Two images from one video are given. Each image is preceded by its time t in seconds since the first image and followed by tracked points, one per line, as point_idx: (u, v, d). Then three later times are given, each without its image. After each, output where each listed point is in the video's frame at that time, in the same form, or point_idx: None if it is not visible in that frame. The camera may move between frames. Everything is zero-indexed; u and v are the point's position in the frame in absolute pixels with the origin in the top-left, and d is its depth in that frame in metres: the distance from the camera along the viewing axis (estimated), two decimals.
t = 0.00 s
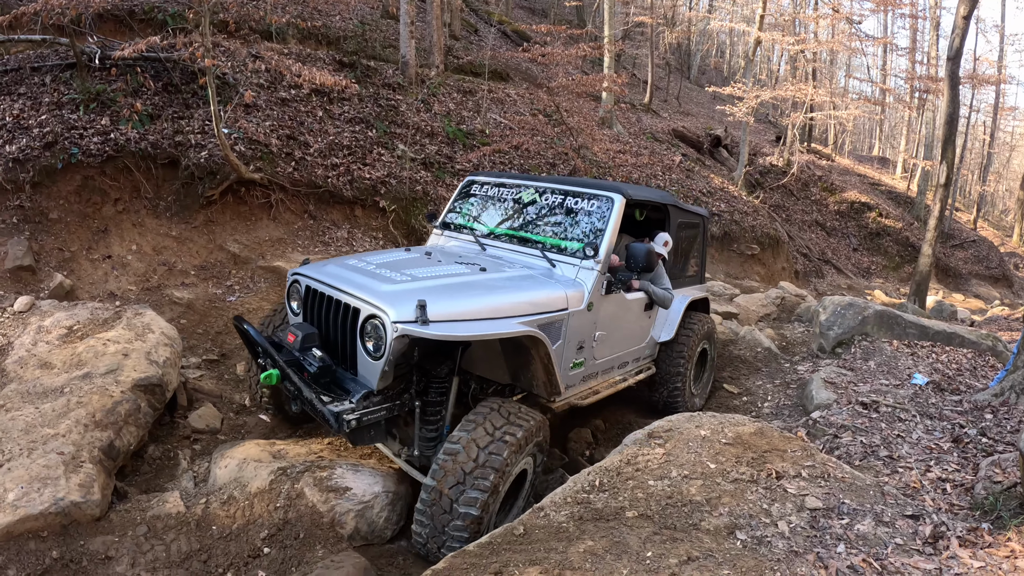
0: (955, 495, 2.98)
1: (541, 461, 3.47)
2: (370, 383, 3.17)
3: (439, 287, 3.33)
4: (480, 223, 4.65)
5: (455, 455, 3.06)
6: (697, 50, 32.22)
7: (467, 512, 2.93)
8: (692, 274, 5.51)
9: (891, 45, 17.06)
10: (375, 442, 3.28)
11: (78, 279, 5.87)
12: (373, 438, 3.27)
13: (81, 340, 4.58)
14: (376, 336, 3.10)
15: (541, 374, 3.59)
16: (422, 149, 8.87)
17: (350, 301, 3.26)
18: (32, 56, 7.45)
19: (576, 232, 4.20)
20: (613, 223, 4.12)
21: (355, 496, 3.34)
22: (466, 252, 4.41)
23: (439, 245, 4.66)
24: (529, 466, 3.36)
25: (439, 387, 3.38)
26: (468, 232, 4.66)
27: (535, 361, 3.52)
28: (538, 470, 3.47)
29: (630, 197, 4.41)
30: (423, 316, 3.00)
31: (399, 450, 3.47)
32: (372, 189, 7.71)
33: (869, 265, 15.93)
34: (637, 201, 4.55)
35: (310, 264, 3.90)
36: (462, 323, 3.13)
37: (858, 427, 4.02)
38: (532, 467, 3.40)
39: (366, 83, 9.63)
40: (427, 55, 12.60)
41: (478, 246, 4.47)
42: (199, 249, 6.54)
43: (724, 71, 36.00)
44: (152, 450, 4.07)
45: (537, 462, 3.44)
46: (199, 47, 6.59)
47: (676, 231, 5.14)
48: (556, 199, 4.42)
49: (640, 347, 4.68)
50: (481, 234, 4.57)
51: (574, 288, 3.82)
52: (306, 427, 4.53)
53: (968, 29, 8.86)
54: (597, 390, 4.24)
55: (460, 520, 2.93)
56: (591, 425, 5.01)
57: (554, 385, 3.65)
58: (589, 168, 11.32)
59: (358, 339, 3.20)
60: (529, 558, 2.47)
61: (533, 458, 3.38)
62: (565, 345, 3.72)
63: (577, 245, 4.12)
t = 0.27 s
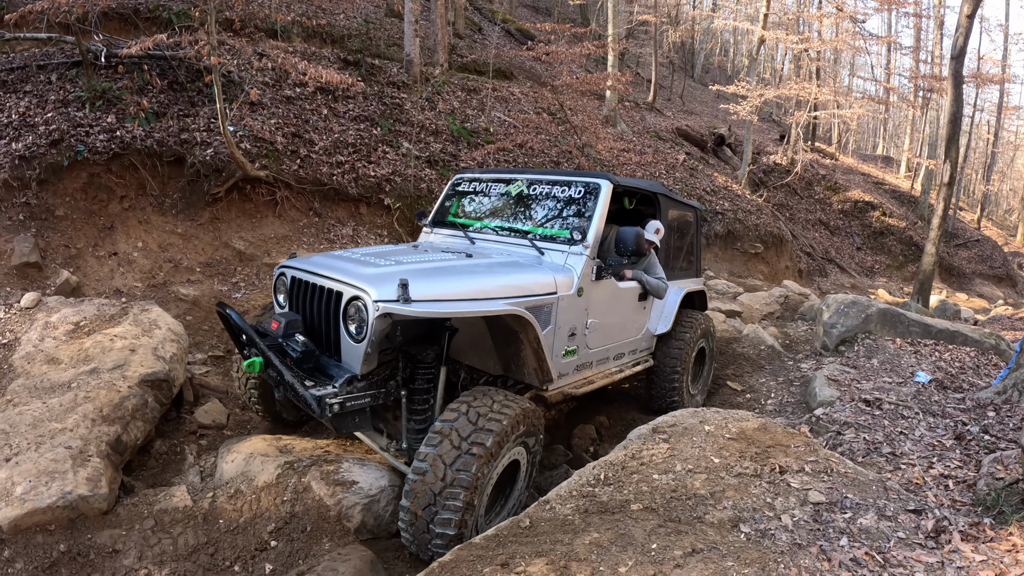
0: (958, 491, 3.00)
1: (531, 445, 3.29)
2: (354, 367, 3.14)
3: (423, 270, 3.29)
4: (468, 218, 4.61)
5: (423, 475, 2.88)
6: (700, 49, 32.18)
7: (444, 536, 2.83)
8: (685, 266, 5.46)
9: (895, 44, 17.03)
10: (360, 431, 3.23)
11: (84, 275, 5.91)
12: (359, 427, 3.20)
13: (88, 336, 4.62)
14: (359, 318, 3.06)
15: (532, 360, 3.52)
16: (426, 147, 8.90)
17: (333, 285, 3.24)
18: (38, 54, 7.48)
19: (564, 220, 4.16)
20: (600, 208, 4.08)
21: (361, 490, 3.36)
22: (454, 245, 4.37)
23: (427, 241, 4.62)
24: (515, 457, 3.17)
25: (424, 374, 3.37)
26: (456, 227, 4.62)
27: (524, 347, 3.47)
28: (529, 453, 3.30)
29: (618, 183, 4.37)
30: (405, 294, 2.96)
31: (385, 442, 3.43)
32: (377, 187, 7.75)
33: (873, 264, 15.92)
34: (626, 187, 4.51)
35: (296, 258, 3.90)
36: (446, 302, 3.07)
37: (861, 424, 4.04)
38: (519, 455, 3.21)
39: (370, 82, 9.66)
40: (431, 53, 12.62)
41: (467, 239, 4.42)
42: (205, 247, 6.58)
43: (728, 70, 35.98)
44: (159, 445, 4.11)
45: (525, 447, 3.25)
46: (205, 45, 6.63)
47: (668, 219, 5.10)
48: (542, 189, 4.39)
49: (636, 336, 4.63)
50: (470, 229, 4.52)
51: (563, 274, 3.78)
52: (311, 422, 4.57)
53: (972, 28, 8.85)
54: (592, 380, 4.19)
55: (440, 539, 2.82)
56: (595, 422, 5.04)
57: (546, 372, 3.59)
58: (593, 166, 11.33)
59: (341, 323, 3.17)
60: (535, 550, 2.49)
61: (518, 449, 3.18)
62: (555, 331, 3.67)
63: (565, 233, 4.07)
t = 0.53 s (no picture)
0: (959, 490, 3.01)
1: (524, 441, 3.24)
2: (352, 361, 3.16)
3: (421, 265, 3.30)
4: (466, 216, 4.63)
5: (410, 483, 2.88)
6: (704, 47, 32.13)
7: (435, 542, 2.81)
8: (685, 263, 5.45)
9: (899, 44, 16.99)
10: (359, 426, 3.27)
11: (89, 273, 5.94)
12: (358, 421, 3.26)
13: (93, 333, 4.66)
14: (357, 312, 3.07)
15: (531, 354, 3.54)
16: (430, 146, 8.93)
17: (331, 280, 3.26)
18: (43, 52, 7.52)
19: (561, 215, 4.17)
20: (598, 203, 4.08)
21: (366, 486, 3.41)
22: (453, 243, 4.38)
23: (426, 239, 4.63)
24: (507, 455, 3.14)
25: (423, 366, 3.34)
26: (455, 226, 4.64)
27: (523, 342, 3.49)
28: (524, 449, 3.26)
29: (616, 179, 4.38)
30: (403, 287, 2.96)
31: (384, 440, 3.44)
32: (381, 185, 7.78)
33: (876, 263, 15.89)
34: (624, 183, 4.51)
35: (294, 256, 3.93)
36: (443, 295, 3.07)
37: (863, 423, 4.05)
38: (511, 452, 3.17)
39: (374, 81, 9.69)
40: (434, 52, 12.64)
41: (465, 237, 4.43)
42: (209, 245, 6.62)
43: (732, 69, 35.96)
44: (164, 441, 4.14)
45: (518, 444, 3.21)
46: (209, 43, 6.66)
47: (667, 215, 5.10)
48: (540, 185, 4.39)
49: (636, 333, 4.65)
50: (469, 227, 4.53)
51: (562, 269, 3.79)
52: (315, 420, 4.60)
53: (975, 27, 8.83)
54: (592, 375, 4.21)
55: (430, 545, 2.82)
56: (598, 420, 5.07)
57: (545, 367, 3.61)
58: (596, 165, 11.33)
59: (339, 317, 3.18)
60: (537, 545, 2.52)
61: (510, 447, 3.14)
62: (554, 325, 3.69)
63: (563, 228, 4.08)
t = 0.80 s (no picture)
0: (957, 490, 3.01)
1: (510, 439, 3.17)
2: (345, 352, 3.18)
3: (416, 256, 3.31)
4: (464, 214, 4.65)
5: (388, 491, 2.88)
6: (707, 46, 32.10)
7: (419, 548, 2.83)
8: (684, 263, 5.45)
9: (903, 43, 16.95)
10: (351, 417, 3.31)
11: (94, 272, 5.98)
12: (350, 412, 3.32)
13: (97, 331, 4.70)
14: (352, 302, 3.09)
15: (527, 348, 3.55)
16: (433, 145, 8.95)
17: (326, 271, 3.28)
18: (47, 52, 7.56)
19: (558, 212, 4.17)
20: (595, 199, 4.07)
21: (366, 483, 3.45)
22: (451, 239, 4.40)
23: (424, 236, 4.66)
24: (491, 454, 3.07)
25: (417, 358, 3.34)
26: (452, 223, 4.66)
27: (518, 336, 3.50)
28: (511, 445, 3.19)
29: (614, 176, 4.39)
30: (397, 277, 2.97)
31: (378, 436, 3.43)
32: (384, 184, 7.80)
33: (879, 263, 15.85)
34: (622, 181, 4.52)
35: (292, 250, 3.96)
36: (438, 284, 3.08)
37: (863, 422, 4.06)
38: (497, 451, 3.11)
39: (377, 80, 9.72)
40: (438, 51, 12.67)
41: (463, 234, 4.45)
42: (213, 243, 6.66)
43: (736, 68, 35.91)
44: (167, 439, 4.17)
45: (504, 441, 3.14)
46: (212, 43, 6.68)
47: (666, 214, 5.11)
48: (538, 182, 4.40)
49: (634, 331, 4.64)
50: (467, 224, 4.55)
51: (559, 264, 3.79)
52: (317, 417, 4.63)
53: (978, 27, 8.81)
54: (589, 372, 4.21)
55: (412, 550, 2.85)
56: (598, 419, 5.09)
57: (541, 362, 3.62)
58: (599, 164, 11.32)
59: (334, 308, 3.20)
60: (535, 541, 2.53)
61: (492, 447, 3.06)
62: (550, 320, 3.70)
63: (560, 224, 4.09)
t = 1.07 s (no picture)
0: (958, 491, 3.01)
1: (478, 436, 3.03)
2: (325, 343, 3.18)
3: (398, 248, 3.31)
4: (456, 212, 4.64)
5: (358, 509, 2.84)
6: (712, 46, 32.04)
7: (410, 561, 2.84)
8: (680, 261, 5.38)
9: (907, 43, 16.89)
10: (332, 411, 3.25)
11: (98, 270, 6.02)
12: (330, 405, 3.25)
13: (101, 329, 4.74)
14: (332, 293, 3.08)
15: (513, 342, 3.53)
16: (436, 144, 8.96)
17: (308, 263, 3.29)
18: (52, 52, 7.60)
19: (547, 207, 4.12)
20: (585, 192, 4.01)
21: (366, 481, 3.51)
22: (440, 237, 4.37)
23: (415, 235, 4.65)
24: (459, 455, 2.95)
25: (399, 352, 3.33)
26: (444, 221, 4.64)
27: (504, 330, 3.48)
28: (481, 440, 3.05)
29: (604, 171, 4.34)
30: (377, 266, 2.96)
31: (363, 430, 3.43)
32: (387, 183, 7.82)
33: (883, 263, 15.80)
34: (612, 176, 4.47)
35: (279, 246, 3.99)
36: (418, 274, 3.07)
37: (864, 422, 4.05)
38: (467, 451, 2.99)
39: (381, 79, 9.75)
40: (441, 51, 12.69)
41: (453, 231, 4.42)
42: (217, 242, 6.70)
43: (741, 68, 35.84)
44: (170, 436, 4.20)
45: (470, 440, 2.99)
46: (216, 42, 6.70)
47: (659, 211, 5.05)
48: (528, 177, 4.36)
49: (627, 328, 4.57)
50: (458, 222, 4.53)
51: (547, 258, 3.73)
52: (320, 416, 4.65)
53: (983, 26, 8.78)
54: (579, 369, 4.14)
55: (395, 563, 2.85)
56: (600, 419, 5.10)
57: (528, 357, 3.61)
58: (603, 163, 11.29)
59: (313, 299, 3.23)
60: (534, 539, 2.55)
61: (457, 450, 2.93)
62: (537, 315, 3.64)
63: (548, 219, 4.04)
